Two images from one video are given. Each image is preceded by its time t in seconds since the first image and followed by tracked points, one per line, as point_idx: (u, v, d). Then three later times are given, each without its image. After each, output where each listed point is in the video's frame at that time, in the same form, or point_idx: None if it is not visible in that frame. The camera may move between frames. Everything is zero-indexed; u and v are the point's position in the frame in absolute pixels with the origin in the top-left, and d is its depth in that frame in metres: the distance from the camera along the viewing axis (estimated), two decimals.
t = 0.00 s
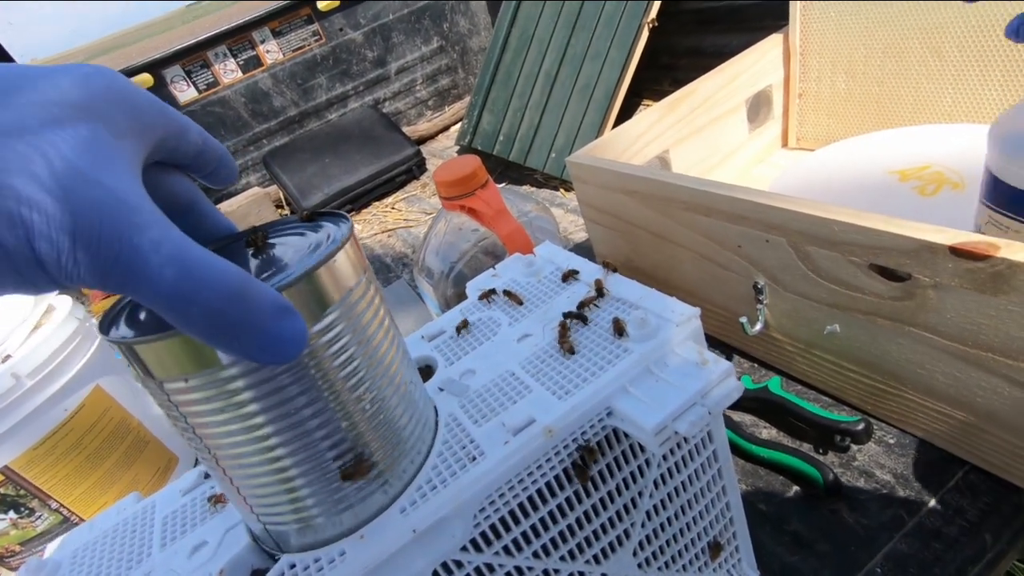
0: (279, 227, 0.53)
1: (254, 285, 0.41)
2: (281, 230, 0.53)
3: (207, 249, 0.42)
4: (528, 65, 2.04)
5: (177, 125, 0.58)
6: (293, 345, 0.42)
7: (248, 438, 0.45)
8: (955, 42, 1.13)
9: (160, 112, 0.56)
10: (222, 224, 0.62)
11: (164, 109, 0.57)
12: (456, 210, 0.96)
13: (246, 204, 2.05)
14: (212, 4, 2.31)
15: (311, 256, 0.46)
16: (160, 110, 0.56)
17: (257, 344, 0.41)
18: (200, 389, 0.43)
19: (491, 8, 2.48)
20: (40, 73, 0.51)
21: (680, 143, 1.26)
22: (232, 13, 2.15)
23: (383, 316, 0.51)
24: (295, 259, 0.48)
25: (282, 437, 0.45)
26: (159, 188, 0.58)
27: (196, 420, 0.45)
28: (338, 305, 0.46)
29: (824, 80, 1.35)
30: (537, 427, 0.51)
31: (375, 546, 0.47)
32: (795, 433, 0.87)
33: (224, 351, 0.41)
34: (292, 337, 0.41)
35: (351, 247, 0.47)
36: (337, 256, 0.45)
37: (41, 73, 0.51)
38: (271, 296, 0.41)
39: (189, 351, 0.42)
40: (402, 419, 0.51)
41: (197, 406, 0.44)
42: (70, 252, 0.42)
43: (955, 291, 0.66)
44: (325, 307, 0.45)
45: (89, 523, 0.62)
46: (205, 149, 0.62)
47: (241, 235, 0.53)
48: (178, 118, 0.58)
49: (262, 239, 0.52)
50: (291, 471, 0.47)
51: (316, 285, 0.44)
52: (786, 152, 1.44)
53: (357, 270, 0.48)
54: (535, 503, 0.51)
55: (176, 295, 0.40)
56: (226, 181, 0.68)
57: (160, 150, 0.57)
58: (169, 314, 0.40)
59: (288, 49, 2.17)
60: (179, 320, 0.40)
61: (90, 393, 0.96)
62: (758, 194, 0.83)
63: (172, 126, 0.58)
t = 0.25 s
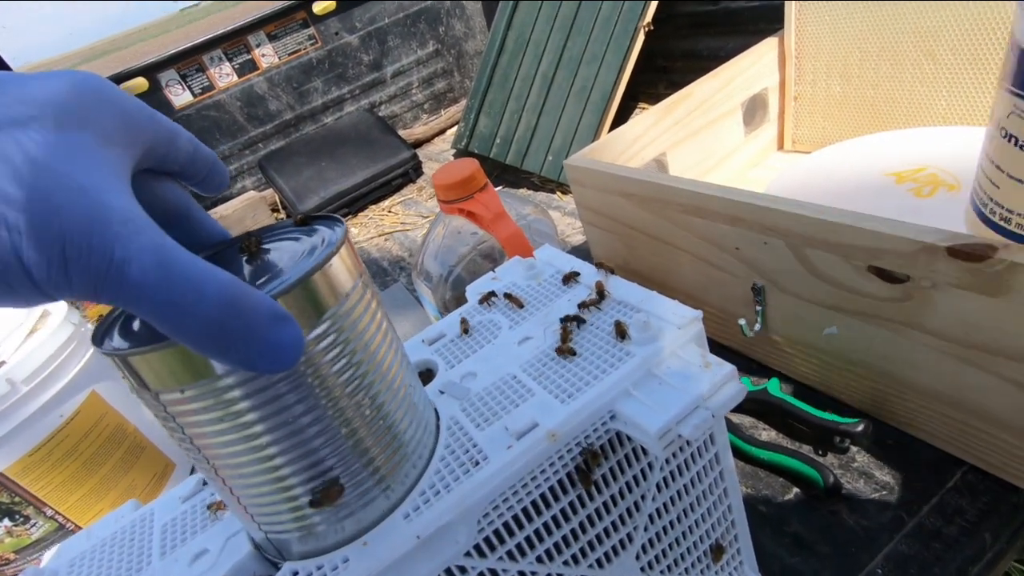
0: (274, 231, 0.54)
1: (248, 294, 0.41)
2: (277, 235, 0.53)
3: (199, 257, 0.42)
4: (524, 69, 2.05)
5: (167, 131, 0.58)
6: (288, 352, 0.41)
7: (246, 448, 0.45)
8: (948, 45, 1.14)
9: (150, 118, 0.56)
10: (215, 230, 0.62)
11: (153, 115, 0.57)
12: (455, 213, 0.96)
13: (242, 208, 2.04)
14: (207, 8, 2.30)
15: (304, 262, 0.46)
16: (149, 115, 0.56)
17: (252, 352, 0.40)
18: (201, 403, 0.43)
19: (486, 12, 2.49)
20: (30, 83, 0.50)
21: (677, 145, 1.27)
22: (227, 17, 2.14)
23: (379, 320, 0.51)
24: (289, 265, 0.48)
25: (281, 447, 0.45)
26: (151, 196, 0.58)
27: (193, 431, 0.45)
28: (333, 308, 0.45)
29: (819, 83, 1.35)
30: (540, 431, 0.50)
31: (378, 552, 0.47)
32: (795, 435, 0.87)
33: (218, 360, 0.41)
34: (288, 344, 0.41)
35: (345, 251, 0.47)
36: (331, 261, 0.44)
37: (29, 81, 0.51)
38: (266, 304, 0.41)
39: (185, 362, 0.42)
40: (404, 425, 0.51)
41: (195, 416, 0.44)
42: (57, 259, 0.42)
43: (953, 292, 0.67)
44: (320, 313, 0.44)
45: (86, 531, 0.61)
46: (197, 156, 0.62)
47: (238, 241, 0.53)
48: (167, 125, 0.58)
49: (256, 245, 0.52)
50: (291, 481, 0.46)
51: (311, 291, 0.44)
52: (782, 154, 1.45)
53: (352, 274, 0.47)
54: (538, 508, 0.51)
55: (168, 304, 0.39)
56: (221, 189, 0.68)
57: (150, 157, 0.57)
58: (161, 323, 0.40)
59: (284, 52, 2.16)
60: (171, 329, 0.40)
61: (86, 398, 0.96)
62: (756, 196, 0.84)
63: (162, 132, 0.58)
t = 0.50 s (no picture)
0: (264, 240, 0.53)
1: (237, 297, 0.41)
2: (269, 242, 0.53)
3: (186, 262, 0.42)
4: (519, 75, 2.06)
5: (156, 141, 0.59)
6: (280, 354, 0.41)
7: (242, 454, 0.44)
8: (940, 53, 1.16)
9: (137, 128, 0.57)
10: (209, 239, 0.61)
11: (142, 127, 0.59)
12: (453, 219, 0.96)
13: (237, 213, 2.03)
14: (201, 13, 2.29)
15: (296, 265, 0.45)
16: (137, 125, 0.57)
17: (242, 354, 0.40)
18: (197, 411, 0.43)
19: (481, 18, 2.50)
20: (12, 96, 0.51)
21: (673, 152, 1.27)
22: (222, 22, 2.14)
23: (376, 326, 0.51)
24: (281, 268, 0.48)
25: (278, 453, 0.45)
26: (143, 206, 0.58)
27: (189, 437, 0.45)
28: (327, 309, 0.45)
29: (813, 90, 1.37)
30: (542, 437, 0.50)
31: (380, 559, 0.46)
32: (793, 440, 0.87)
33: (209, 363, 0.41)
34: (279, 346, 0.41)
35: (338, 253, 0.46)
36: (323, 261, 0.44)
37: (13, 94, 0.51)
38: (256, 305, 0.41)
39: (174, 367, 0.41)
40: (404, 431, 0.51)
41: (191, 422, 0.43)
42: (44, 269, 0.42)
43: (950, 297, 0.67)
44: (313, 313, 0.44)
45: (82, 540, 0.60)
46: (186, 166, 0.64)
47: (228, 249, 0.53)
48: (156, 136, 0.59)
49: (251, 251, 0.52)
50: (288, 487, 0.46)
51: (302, 293, 0.43)
52: (776, 160, 1.46)
53: (342, 276, 0.47)
54: (540, 514, 0.51)
55: (155, 308, 0.39)
56: (212, 198, 0.69)
57: (139, 167, 0.58)
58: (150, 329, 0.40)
59: (279, 58, 2.16)
60: (160, 333, 0.39)
61: (79, 406, 0.95)
62: (753, 202, 0.84)
63: (151, 142, 0.59)
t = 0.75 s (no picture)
0: (254, 242, 0.54)
1: (214, 282, 0.41)
2: (258, 245, 0.53)
3: (164, 248, 0.43)
4: (511, 79, 2.06)
5: (141, 143, 0.60)
6: (260, 339, 0.41)
7: (228, 449, 0.45)
8: (925, 58, 1.18)
9: (122, 129, 0.58)
10: (201, 242, 0.61)
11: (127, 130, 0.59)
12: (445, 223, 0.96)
13: (227, 217, 2.02)
14: (191, 16, 2.28)
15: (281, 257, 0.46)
16: (122, 127, 0.58)
17: (219, 338, 0.40)
18: (181, 402, 0.43)
19: (473, 22, 2.50)
20: None
21: (663, 155, 1.28)
22: (212, 25, 2.13)
23: (364, 329, 0.51)
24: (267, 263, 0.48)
25: (265, 451, 0.45)
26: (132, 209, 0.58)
27: (176, 434, 0.45)
28: (312, 301, 0.46)
29: (801, 95, 1.38)
30: (534, 437, 0.50)
31: (373, 560, 0.46)
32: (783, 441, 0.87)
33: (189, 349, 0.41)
34: (258, 330, 0.41)
35: (322, 246, 0.47)
36: (307, 253, 0.45)
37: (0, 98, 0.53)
38: (234, 291, 0.42)
39: (155, 354, 0.41)
40: (394, 432, 0.51)
41: (178, 418, 0.44)
42: (32, 259, 0.43)
43: (936, 298, 0.68)
44: (299, 303, 0.45)
45: (71, 545, 0.60)
46: (172, 170, 0.64)
47: (219, 253, 0.53)
48: (141, 138, 0.60)
49: (240, 253, 0.53)
50: (277, 488, 0.46)
51: (287, 282, 0.44)
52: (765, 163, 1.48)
53: (327, 267, 0.48)
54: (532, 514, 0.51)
55: (137, 295, 0.40)
56: (202, 204, 0.69)
57: (123, 168, 0.58)
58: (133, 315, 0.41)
59: (270, 61, 2.16)
60: (142, 320, 0.41)
61: (66, 412, 0.94)
62: (742, 204, 0.85)
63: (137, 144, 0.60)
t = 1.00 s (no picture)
0: (227, 251, 0.53)
1: (189, 310, 0.41)
2: (232, 253, 0.53)
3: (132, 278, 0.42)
4: (500, 83, 2.07)
5: (98, 157, 0.59)
6: (240, 363, 0.42)
7: (208, 468, 0.44)
8: (906, 63, 1.20)
9: (73, 144, 0.57)
10: (172, 250, 0.61)
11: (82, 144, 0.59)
12: (434, 226, 0.96)
13: (215, 221, 2.01)
14: (178, 20, 2.27)
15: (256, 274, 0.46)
16: (74, 141, 0.58)
17: (201, 367, 0.40)
18: (163, 428, 0.43)
19: (462, 27, 2.51)
20: None
21: (651, 159, 1.29)
22: (199, 28, 2.12)
23: (348, 337, 0.51)
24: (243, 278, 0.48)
25: (248, 466, 0.45)
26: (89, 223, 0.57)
27: (156, 456, 0.45)
28: (291, 318, 0.45)
29: (785, 99, 1.40)
30: (523, 441, 0.51)
31: (362, 566, 0.46)
32: (770, 441, 0.88)
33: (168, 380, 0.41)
34: (238, 355, 0.41)
35: (299, 260, 0.47)
36: (283, 270, 0.44)
37: None
38: (211, 318, 0.42)
39: (132, 386, 0.41)
40: (380, 439, 0.51)
41: (158, 440, 0.44)
42: None
43: (917, 299, 0.69)
44: (277, 322, 0.44)
45: (57, 554, 0.59)
46: (136, 180, 0.63)
47: (192, 260, 0.52)
48: (97, 151, 0.60)
49: (214, 263, 0.52)
50: (262, 501, 0.46)
51: (263, 302, 0.44)
52: (752, 167, 1.49)
53: (306, 280, 0.47)
54: (521, 519, 0.51)
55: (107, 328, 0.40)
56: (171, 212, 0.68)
57: (81, 183, 0.58)
58: (103, 348, 0.40)
59: (258, 65, 2.15)
60: (114, 353, 0.40)
61: (50, 419, 0.92)
62: (728, 208, 0.86)
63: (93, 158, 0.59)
